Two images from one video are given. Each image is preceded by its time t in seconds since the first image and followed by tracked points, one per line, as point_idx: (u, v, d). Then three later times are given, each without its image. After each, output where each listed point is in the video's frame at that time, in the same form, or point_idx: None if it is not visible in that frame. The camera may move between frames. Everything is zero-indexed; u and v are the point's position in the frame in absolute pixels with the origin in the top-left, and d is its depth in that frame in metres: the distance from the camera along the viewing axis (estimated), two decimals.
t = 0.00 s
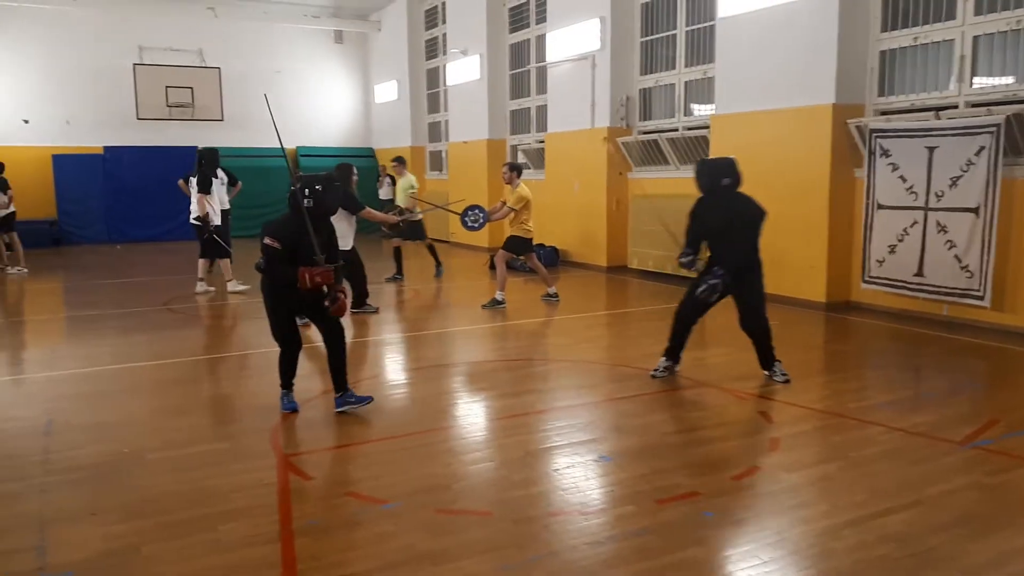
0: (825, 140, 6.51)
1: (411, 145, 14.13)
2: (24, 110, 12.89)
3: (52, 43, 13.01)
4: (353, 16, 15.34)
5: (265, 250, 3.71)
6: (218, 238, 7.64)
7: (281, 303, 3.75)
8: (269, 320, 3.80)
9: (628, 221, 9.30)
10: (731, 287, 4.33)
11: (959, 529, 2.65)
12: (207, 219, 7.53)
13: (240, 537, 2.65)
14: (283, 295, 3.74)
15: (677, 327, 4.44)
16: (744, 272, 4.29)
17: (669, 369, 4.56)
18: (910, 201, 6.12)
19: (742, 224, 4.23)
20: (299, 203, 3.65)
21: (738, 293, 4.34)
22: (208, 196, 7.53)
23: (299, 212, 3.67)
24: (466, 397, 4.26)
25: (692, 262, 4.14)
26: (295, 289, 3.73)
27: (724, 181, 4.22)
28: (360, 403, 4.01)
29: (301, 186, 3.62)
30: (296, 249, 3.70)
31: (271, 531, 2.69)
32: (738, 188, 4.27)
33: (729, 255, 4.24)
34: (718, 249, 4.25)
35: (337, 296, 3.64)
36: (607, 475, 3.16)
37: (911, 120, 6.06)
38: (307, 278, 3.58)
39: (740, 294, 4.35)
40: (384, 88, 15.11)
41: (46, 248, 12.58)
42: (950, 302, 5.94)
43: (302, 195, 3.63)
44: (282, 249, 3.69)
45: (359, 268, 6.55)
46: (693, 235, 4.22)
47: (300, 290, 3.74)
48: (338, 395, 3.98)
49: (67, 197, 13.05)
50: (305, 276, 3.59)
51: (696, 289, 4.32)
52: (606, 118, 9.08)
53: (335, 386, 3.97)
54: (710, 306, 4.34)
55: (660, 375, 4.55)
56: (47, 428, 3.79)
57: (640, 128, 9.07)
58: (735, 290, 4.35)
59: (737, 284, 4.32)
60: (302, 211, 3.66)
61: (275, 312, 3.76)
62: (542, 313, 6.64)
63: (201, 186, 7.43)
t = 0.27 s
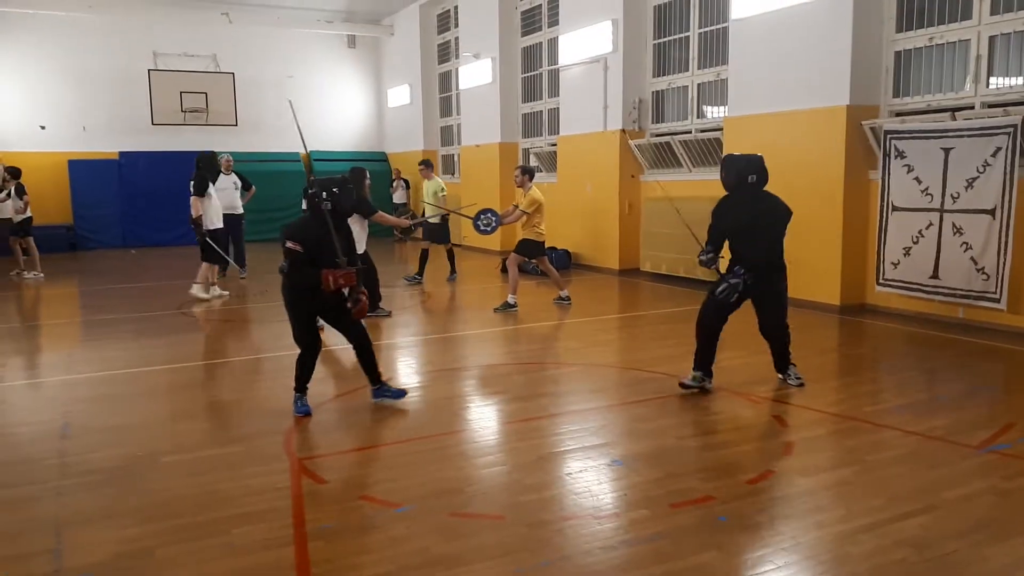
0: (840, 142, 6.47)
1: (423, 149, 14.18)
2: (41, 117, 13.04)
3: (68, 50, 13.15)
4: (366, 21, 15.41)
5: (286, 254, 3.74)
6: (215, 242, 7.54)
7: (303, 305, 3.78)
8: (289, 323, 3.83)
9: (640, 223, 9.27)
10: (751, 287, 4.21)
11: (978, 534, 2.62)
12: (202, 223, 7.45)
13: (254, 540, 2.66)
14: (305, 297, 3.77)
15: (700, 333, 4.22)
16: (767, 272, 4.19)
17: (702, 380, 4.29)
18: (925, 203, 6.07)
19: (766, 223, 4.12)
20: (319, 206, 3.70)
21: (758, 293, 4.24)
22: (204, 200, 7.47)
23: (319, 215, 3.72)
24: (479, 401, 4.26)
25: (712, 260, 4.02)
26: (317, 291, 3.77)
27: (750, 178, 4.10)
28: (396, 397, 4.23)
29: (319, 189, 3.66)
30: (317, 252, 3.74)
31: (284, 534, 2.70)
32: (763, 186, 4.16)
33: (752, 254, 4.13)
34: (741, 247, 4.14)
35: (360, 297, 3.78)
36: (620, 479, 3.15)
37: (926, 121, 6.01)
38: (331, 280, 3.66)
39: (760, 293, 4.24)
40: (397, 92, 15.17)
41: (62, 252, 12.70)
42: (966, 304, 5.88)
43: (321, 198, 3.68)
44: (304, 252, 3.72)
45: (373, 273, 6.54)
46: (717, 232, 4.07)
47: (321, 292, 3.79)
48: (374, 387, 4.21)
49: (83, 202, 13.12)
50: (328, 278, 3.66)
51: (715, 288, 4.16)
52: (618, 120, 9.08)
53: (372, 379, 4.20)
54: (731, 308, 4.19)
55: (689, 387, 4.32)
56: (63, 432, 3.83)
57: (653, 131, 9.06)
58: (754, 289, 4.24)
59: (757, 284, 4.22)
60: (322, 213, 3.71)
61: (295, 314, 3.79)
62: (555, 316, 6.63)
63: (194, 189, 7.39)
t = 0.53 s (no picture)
0: (836, 145, 6.49)
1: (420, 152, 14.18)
2: (37, 119, 13.03)
3: (64, 53, 13.14)
4: (363, 23, 15.41)
5: (319, 254, 3.73)
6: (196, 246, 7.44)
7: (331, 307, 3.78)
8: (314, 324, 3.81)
9: (636, 227, 9.28)
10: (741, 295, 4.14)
11: (975, 537, 2.62)
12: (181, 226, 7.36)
13: (250, 543, 2.65)
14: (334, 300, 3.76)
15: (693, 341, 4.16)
16: (756, 279, 4.12)
17: (698, 391, 4.21)
18: (921, 206, 6.09)
19: (753, 228, 4.08)
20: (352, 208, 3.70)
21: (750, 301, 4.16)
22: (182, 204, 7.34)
23: (352, 217, 3.72)
24: (476, 404, 4.25)
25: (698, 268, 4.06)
26: (346, 292, 3.78)
27: (735, 185, 4.12)
28: (406, 399, 4.25)
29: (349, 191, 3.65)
30: (349, 254, 3.75)
31: (281, 538, 2.69)
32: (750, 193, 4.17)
33: (739, 260, 4.07)
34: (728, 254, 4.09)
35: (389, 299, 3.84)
36: (618, 482, 3.14)
37: (922, 124, 6.02)
38: (365, 282, 3.72)
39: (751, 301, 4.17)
40: (394, 95, 15.18)
41: (58, 255, 12.66)
42: (962, 307, 5.90)
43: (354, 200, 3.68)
44: (337, 253, 3.73)
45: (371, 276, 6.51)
46: (700, 238, 4.09)
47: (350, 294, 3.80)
48: (386, 389, 4.25)
49: (78, 204, 13.07)
50: (362, 280, 3.72)
51: (703, 297, 4.15)
52: (615, 123, 9.09)
53: (384, 381, 4.23)
54: (721, 317, 4.14)
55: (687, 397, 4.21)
56: (58, 435, 3.81)
57: (649, 134, 9.07)
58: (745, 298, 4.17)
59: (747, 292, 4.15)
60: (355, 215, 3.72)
61: (322, 316, 3.78)
62: (552, 319, 6.63)
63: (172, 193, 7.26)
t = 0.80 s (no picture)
0: (829, 149, 6.51)
1: (414, 154, 14.17)
2: (30, 119, 12.98)
3: (58, 53, 13.09)
4: (359, 25, 15.40)
5: (341, 258, 3.74)
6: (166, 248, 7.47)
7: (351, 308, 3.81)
8: (332, 325, 3.82)
9: (630, 230, 9.30)
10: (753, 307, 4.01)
11: (966, 541, 2.63)
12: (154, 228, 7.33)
13: (241, 546, 2.64)
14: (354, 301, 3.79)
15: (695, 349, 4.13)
16: (767, 290, 3.98)
17: (691, 395, 4.23)
18: (914, 211, 6.11)
19: (763, 239, 3.93)
20: (376, 212, 3.70)
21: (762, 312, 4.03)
22: (154, 205, 7.28)
23: (376, 220, 3.73)
24: (468, 406, 4.24)
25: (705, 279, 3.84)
26: (366, 294, 3.81)
27: (742, 195, 3.94)
28: (400, 403, 4.25)
29: (373, 195, 3.65)
30: (371, 256, 3.77)
31: (273, 541, 2.68)
32: (757, 202, 4.01)
33: (750, 272, 3.92)
34: (739, 266, 3.94)
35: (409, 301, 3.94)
36: (610, 486, 3.14)
37: (915, 129, 6.05)
38: (387, 282, 3.87)
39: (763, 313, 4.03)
40: (389, 97, 15.17)
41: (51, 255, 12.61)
42: (954, 311, 5.92)
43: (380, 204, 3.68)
44: (359, 256, 3.74)
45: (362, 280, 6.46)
46: (712, 250, 3.91)
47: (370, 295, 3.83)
48: (380, 390, 4.25)
49: (72, 205, 13.00)
50: (385, 280, 3.88)
51: (711, 310, 4.02)
52: (609, 126, 9.10)
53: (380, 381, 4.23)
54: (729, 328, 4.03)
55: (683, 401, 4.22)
56: (48, 436, 3.79)
57: (644, 138, 9.08)
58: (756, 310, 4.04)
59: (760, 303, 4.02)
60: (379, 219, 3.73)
61: (341, 317, 3.80)
62: (545, 322, 6.63)
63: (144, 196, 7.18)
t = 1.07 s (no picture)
0: (817, 154, 6.55)
1: (404, 158, 14.16)
2: (17, 122, 12.89)
3: (45, 56, 13.01)
4: (349, 29, 15.39)
5: (332, 263, 3.74)
6: (130, 253, 7.65)
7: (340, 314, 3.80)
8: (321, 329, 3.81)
9: (620, 234, 9.32)
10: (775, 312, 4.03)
11: (953, 543, 2.64)
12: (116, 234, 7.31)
13: (229, 552, 2.62)
14: (344, 307, 3.78)
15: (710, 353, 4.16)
16: (786, 295, 4.00)
17: (705, 399, 4.21)
18: (901, 215, 6.15)
19: (781, 245, 3.93)
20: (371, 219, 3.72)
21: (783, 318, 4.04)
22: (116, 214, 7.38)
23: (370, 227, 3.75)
24: (458, 411, 4.23)
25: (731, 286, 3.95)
26: (356, 300, 3.80)
27: (762, 199, 3.94)
28: (389, 408, 4.23)
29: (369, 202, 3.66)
30: (362, 263, 3.78)
31: (261, 546, 2.67)
32: (778, 206, 3.99)
33: (770, 277, 3.96)
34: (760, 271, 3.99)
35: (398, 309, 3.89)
36: (600, 489, 3.14)
37: (903, 134, 6.09)
38: (375, 289, 3.77)
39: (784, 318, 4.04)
40: (378, 101, 15.16)
41: (38, 260, 12.48)
42: (941, 315, 5.96)
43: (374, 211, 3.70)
44: (350, 262, 3.74)
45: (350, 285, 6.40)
46: (733, 257, 4.00)
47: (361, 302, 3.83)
48: (369, 395, 4.23)
49: (59, 209, 12.91)
50: (373, 288, 3.78)
51: (736, 315, 4.05)
52: (599, 131, 9.12)
53: (370, 386, 4.22)
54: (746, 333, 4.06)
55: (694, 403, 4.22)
56: (34, 442, 3.76)
57: (633, 142, 9.11)
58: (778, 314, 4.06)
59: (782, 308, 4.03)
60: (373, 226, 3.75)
61: (329, 322, 3.80)
62: (535, 326, 6.64)
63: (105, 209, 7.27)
